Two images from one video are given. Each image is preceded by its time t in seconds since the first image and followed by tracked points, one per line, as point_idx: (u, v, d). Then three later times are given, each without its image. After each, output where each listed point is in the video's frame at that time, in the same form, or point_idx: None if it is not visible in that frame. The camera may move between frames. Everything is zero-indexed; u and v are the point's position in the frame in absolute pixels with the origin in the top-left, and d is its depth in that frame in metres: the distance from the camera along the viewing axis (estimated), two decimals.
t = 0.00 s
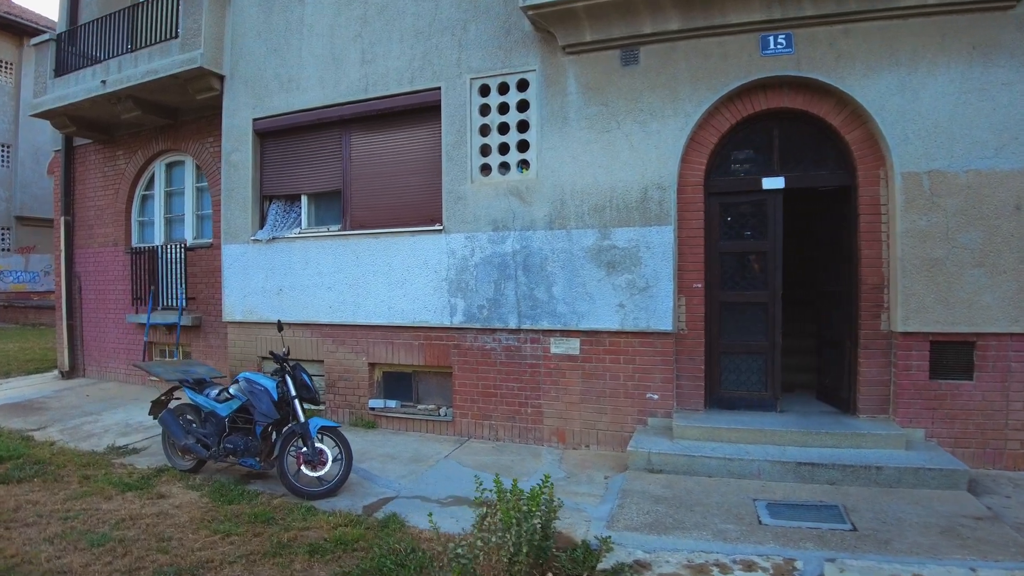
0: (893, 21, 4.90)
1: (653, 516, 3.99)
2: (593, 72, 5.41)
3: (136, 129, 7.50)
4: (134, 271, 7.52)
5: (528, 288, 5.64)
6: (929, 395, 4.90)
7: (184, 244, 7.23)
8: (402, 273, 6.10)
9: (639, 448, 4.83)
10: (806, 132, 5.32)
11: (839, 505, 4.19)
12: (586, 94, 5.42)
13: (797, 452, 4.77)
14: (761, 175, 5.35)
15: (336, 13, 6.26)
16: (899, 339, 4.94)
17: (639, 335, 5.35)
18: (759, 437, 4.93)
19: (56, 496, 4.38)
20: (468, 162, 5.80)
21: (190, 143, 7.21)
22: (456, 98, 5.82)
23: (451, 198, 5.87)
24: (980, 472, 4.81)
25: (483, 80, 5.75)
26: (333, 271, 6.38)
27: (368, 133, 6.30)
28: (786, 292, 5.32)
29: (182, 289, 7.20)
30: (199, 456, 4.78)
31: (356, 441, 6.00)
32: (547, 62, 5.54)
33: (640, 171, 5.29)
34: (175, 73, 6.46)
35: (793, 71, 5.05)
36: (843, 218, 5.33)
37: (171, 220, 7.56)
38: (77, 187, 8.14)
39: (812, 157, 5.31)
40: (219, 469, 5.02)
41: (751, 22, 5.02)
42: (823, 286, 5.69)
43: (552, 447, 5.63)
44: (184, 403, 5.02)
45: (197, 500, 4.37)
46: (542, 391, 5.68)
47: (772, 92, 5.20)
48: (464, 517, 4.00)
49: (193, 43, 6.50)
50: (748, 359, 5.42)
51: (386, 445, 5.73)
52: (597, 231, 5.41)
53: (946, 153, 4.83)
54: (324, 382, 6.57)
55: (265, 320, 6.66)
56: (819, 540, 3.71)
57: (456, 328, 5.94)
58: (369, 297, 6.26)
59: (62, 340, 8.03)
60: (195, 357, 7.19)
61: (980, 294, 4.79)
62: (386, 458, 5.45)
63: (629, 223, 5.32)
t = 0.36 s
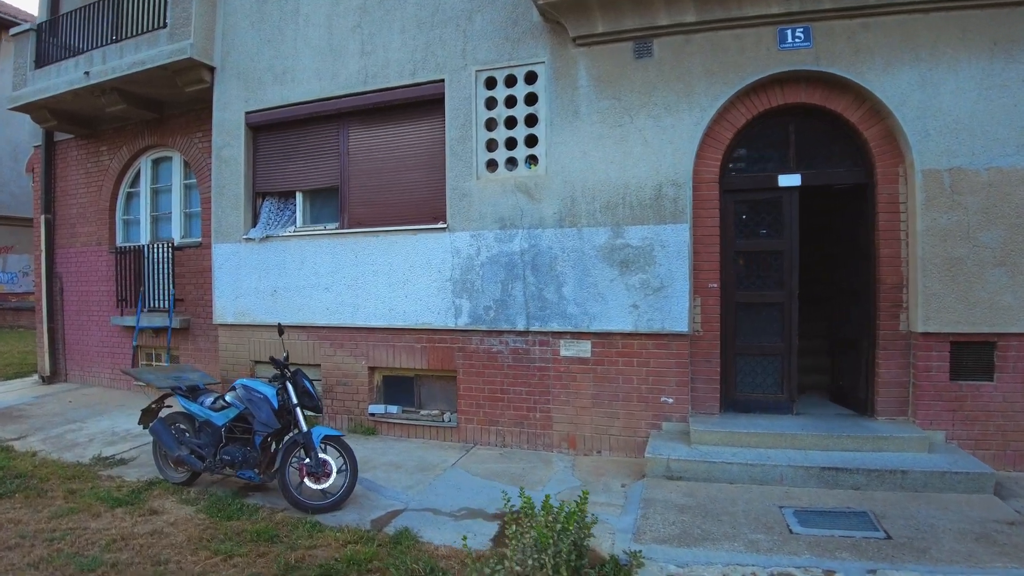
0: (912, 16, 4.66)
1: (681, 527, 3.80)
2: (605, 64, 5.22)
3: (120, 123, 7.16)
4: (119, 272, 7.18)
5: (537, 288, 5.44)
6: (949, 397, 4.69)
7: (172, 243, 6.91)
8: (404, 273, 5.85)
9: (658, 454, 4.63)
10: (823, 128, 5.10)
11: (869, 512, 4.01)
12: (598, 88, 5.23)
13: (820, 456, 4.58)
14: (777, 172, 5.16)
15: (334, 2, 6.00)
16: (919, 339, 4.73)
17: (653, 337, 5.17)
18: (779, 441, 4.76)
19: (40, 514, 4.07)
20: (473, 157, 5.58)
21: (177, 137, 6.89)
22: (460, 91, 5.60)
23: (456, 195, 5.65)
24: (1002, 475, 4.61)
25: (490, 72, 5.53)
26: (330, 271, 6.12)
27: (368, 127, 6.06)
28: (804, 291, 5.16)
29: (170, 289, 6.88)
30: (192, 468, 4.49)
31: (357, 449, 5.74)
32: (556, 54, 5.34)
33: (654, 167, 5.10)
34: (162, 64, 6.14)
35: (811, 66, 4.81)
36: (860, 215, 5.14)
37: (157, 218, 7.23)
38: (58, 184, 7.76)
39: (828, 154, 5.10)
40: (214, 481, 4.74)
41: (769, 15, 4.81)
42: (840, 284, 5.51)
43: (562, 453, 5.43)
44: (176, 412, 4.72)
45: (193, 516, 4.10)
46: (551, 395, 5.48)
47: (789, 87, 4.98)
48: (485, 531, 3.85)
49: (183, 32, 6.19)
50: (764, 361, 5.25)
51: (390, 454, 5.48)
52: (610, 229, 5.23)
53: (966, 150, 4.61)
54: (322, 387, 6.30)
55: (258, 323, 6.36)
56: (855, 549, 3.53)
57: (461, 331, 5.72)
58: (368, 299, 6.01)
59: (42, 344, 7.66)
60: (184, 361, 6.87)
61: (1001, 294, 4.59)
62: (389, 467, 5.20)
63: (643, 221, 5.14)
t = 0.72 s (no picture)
0: (924, 15, 4.53)
1: (703, 535, 3.67)
2: (614, 60, 5.09)
3: (105, 118, 6.88)
4: (103, 272, 6.89)
5: (544, 289, 5.30)
6: (961, 398, 4.55)
7: (159, 242, 6.65)
8: (405, 273, 5.67)
9: (672, 459, 4.51)
10: (835, 128, 4.98)
11: (891, 515, 3.85)
12: (607, 84, 5.10)
13: (836, 458, 4.44)
14: (788, 171, 5.04)
15: None
16: (931, 339, 4.58)
17: (664, 339, 5.06)
18: (794, 445, 4.64)
19: (26, 530, 3.83)
20: (477, 155, 5.42)
21: (165, 133, 6.63)
22: (464, 85, 5.44)
23: (459, 193, 5.49)
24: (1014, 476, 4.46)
25: (494, 67, 5.37)
26: (327, 271, 5.91)
27: (367, 123, 5.87)
28: (814, 292, 5.08)
29: (158, 291, 6.62)
30: (188, 479, 4.27)
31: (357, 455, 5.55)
32: (564, 48, 5.20)
33: (665, 165, 5.00)
34: (151, 56, 5.88)
35: (823, 64, 4.69)
36: (870, 214, 4.99)
37: (144, 217, 6.95)
38: (38, 181, 7.44)
39: (839, 153, 4.97)
40: (210, 492, 4.52)
41: (781, 12, 4.69)
42: (845, 284, 5.36)
43: (570, 458, 5.30)
44: (169, 419, 4.47)
45: (190, 530, 3.88)
46: (558, 399, 5.34)
47: (801, 86, 4.85)
48: (503, 541, 3.71)
49: (172, 23, 5.95)
50: (774, 363, 5.15)
51: (392, 460, 5.29)
52: (620, 229, 5.11)
53: (979, 150, 4.48)
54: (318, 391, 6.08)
55: (251, 325, 6.13)
56: (882, 555, 3.40)
57: (465, 333, 5.55)
58: (366, 300, 5.81)
59: (22, 347, 7.33)
60: (172, 364, 6.61)
61: (1013, 294, 4.46)
62: (392, 474, 5.01)
63: (653, 220, 5.03)
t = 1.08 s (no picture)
0: (920, 22, 4.62)
1: (715, 535, 3.67)
2: (616, 60, 5.09)
3: (85, 113, 6.64)
4: (82, 274, 6.65)
5: (544, 289, 5.27)
6: (955, 395, 4.61)
7: (143, 242, 6.44)
8: (403, 274, 5.59)
9: (677, 459, 4.51)
10: (832, 131, 5.05)
11: (894, 512, 3.89)
12: (609, 84, 5.11)
13: (838, 457, 4.48)
14: (786, 174, 5.10)
15: None
16: (926, 339, 4.65)
17: (666, 340, 5.08)
18: (795, 444, 4.67)
19: (13, 544, 3.65)
20: (476, 154, 5.37)
21: (149, 129, 6.44)
22: (463, 84, 5.39)
23: (458, 193, 5.43)
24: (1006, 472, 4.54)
25: (494, 66, 5.34)
26: (321, 272, 5.79)
27: (362, 121, 5.77)
28: (811, 293, 5.14)
29: (141, 291, 6.40)
30: (184, 487, 4.12)
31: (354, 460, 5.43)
32: (565, 48, 5.19)
33: (666, 166, 5.02)
34: (137, 50, 5.70)
35: (822, 68, 4.75)
36: (865, 217, 5.07)
37: (125, 215, 6.74)
38: (13, 178, 7.16)
39: (836, 156, 5.04)
40: (205, 500, 4.37)
41: (781, 16, 4.75)
42: (841, 285, 5.43)
43: (571, 460, 5.27)
44: (162, 425, 4.32)
45: (190, 540, 3.75)
46: (559, 401, 5.31)
47: (799, 89, 4.92)
48: (515, 546, 3.66)
49: (159, 16, 5.77)
50: (772, 363, 5.21)
51: (391, 464, 5.19)
52: (621, 229, 5.12)
53: (973, 153, 4.56)
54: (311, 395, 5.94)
55: (241, 327, 5.96)
56: (892, 550, 3.42)
57: (464, 334, 5.49)
58: (362, 301, 5.71)
59: None
60: (157, 368, 6.40)
61: (1004, 295, 4.54)
62: (392, 478, 4.91)
63: (654, 221, 5.05)
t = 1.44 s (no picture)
0: (909, 30, 4.73)
1: (719, 535, 3.69)
2: (611, 61, 5.09)
3: (57, 108, 6.39)
4: (53, 274, 6.40)
5: (539, 290, 5.23)
6: (942, 393, 4.73)
7: (118, 242, 6.22)
8: (394, 275, 5.49)
9: (676, 460, 4.53)
10: (822, 134, 5.14)
11: (890, 508, 3.99)
12: (604, 85, 5.10)
13: (831, 455, 4.55)
14: (778, 176, 5.16)
15: None
16: (913, 339, 4.76)
17: (661, 341, 5.09)
18: (788, 443, 4.73)
19: None
20: (470, 154, 5.31)
21: (125, 125, 6.24)
22: (456, 82, 5.33)
23: (451, 193, 5.36)
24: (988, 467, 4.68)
25: (488, 64, 5.28)
26: (308, 273, 5.65)
27: (351, 119, 5.65)
28: (801, 294, 5.22)
29: (116, 293, 6.17)
30: (173, 497, 3.97)
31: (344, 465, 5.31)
32: (560, 48, 5.16)
33: (661, 167, 5.03)
34: (115, 42, 5.50)
35: (814, 72, 4.83)
36: (854, 219, 5.16)
37: (99, 214, 6.51)
38: None
39: (825, 159, 5.13)
40: (194, 510, 4.21)
41: (775, 21, 4.80)
42: (829, 287, 5.53)
43: (565, 462, 5.25)
44: (149, 433, 4.16)
45: (183, 553, 3.62)
46: (553, 402, 5.28)
47: (791, 93, 4.98)
48: (521, 551, 3.64)
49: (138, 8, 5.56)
50: (763, 363, 5.27)
51: (383, 469, 5.08)
52: (616, 230, 5.11)
53: (958, 158, 4.69)
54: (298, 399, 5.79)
55: (224, 329, 5.78)
56: (894, 546, 3.50)
57: (456, 336, 5.41)
58: (351, 303, 5.58)
59: None
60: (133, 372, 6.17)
61: (987, 296, 4.67)
62: (386, 483, 4.81)
63: (650, 222, 5.06)
